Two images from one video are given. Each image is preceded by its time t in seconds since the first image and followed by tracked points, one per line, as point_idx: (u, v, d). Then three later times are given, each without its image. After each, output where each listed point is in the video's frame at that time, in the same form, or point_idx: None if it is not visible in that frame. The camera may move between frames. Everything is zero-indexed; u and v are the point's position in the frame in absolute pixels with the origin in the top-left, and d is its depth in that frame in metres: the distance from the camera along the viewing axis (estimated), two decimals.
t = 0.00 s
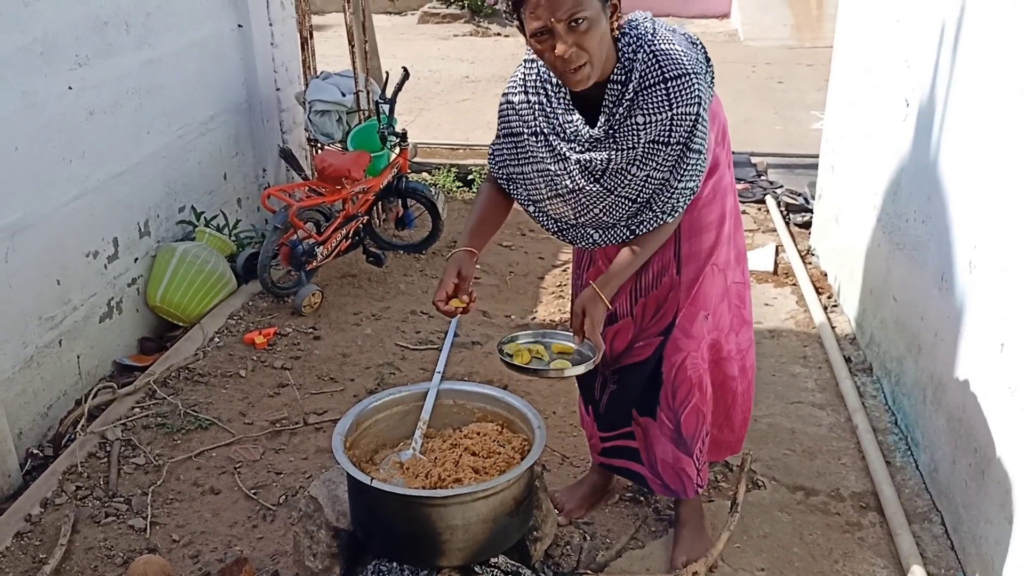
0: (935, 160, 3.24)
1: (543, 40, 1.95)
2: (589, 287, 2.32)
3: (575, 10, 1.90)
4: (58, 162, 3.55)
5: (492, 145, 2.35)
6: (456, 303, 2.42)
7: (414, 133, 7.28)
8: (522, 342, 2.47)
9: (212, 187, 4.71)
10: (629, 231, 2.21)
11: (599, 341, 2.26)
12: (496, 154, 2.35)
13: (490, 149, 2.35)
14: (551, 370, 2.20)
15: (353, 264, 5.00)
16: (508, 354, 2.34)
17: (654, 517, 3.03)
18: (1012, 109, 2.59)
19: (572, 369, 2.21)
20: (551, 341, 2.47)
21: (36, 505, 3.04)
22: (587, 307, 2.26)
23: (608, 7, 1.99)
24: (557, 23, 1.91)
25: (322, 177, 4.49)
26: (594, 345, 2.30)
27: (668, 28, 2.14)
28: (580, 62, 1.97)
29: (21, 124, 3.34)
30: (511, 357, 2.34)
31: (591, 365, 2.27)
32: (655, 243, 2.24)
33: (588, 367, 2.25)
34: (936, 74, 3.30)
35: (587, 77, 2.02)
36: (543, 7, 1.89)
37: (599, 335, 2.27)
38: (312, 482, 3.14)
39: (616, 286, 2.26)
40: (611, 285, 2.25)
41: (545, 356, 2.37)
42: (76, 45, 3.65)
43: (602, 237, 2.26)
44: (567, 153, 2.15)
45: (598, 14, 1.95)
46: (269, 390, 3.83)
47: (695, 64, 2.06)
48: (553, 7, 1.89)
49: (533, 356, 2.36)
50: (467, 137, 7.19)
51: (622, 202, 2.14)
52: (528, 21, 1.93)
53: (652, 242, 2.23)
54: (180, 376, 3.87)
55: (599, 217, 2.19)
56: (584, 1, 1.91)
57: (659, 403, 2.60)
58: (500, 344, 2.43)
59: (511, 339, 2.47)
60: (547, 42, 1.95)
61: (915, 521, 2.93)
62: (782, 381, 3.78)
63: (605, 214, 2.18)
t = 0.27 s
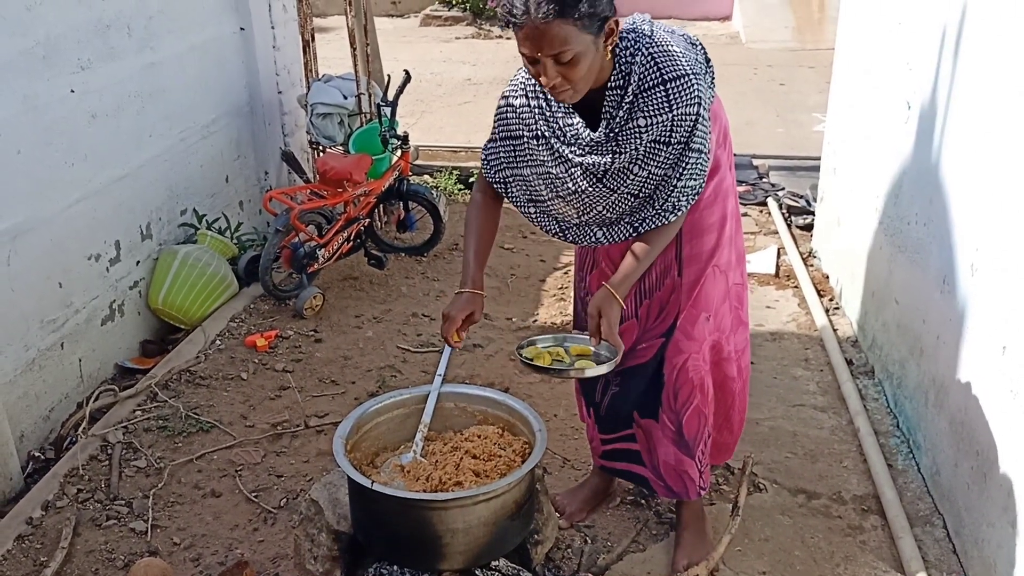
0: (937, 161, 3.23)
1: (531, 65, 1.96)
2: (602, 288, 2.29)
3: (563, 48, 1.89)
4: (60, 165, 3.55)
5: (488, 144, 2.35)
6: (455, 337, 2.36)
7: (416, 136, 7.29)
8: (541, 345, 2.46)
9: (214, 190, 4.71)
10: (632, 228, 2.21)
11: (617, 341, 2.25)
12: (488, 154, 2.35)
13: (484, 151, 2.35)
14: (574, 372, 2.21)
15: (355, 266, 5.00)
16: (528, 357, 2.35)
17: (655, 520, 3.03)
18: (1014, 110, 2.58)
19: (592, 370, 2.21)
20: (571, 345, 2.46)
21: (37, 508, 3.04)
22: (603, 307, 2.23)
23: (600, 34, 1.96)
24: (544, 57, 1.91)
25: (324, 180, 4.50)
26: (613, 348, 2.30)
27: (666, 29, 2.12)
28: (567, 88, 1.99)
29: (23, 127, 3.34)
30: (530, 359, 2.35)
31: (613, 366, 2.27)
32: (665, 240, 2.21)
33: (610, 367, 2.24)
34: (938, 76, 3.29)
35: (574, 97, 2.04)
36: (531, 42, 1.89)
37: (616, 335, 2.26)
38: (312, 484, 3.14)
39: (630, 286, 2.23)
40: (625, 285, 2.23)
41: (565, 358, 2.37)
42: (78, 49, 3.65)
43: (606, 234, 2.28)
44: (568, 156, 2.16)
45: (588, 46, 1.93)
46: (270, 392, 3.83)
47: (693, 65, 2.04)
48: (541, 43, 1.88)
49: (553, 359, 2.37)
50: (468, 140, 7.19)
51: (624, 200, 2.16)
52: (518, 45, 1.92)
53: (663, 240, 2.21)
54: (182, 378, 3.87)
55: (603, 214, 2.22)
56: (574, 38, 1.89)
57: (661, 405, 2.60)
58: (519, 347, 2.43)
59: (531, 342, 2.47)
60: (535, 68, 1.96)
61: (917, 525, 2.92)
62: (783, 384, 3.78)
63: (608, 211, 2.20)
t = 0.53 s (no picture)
0: (936, 162, 3.23)
1: (522, 87, 1.98)
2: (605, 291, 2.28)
3: (547, 82, 1.90)
4: (58, 167, 3.55)
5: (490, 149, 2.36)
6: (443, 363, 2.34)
7: (415, 138, 7.29)
8: (547, 348, 2.49)
9: (213, 193, 4.71)
10: (634, 233, 2.21)
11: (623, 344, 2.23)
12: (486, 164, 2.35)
13: (483, 158, 2.34)
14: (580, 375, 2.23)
15: (354, 269, 5.00)
16: (534, 359, 2.37)
17: (654, 523, 3.02)
18: (1014, 111, 2.58)
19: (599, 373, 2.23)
20: (577, 348, 2.49)
21: (35, 512, 3.03)
22: (609, 311, 2.22)
23: (590, 66, 1.94)
24: (529, 86, 1.92)
25: (323, 183, 4.50)
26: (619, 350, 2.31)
27: (664, 33, 2.11)
28: (553, 112, 2.01)
29: (22, 130, 3.34)
30: (536, 361, 2.37)
31: (619, 369, 2.29)
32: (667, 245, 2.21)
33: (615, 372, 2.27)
34: (937, 78, 3.27)
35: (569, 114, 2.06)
36: (517, 72, 1.90)
37: (622, 339, 2.25)
38: (311, 488, 3.14)
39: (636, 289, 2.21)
40: (630, 288, 2.21)
41: (572, 362, 2.40)
42: (77, 51, 3.65)
43: (608, 240, 2.27)
44: (569, 162, 2.16)
45: (575, 79, 1.92)
46: (269, 395, 3.83)
47: (692, 69, 2.03)
48: (525, 75, 1.89)
49: (560, 361, 2.39)
50: (467, 142, 7.19)
51: (626, 206, 2.16)
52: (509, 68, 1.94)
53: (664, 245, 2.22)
54: (180, 382, 3.87)
55: (606, 220, 2.22)
56: (559, 74, 1.89)
57: (663, 407, 2.60)
58: (524, 350, 2.45)
59: (537, 345, 2.49)
60: (524, 92, 1.98)
61: (917, 527, 2.92)
62: (783, 386, 3.77)
63: (611, 216, 2.21)
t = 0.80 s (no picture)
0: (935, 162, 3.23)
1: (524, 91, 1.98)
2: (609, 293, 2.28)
3: (547, 85, 1.89)
4: (57, 167, 3.55)
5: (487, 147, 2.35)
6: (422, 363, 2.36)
7: (415, 138, 7.29)
8: (549, 350, 2.47)
9: (212, 193, 4.71)
10: (633, 231, 2.22)
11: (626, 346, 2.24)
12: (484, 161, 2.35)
13: (481, 155, 2.34)
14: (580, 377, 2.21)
15: (354, 269, 4.99)
16: (535, 362, 2.35)
17: (654, 522, 3.02)
18: (1014, 111, 2.57)
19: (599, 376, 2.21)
20: (579, 349, 2.47)
21: (34, 512, 3.03)
22: (611, 314, 2.23)
23: (592, 69, 1.93)
24: (529, 90, 1.92)
25: (322, 183, 4.50)
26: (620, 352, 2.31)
27: (670, 36, 2.11)
28: (556, 117, 2.00)
29: (21, 130, 3.34)
30: (538, 364, 2.35)
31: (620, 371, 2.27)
32: (668, 250, 2.22)
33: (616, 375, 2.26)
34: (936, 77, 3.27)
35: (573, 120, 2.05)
36: (517, 76, 1.90)
37: (623, 341, 2.26)
38: (310, 488, 3.13)
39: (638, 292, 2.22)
40: (632, 290, 2.21)
41: (573, 364, 2.37)
42: (76, 51, 3.65)
43: (605, 236, 2.28)
44: (571, 164, 2.17)
45: (577, 82, 1.92)
46: (268, 396, 3.83)
47: (698, 74, 2.03)
48: (525, 78, 1.89)
49: (561, 363, 2.37)
50: (467, 142, 7.19)
51: (627, 208, 2.17)
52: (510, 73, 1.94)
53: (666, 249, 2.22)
54: (180, 382, 3.87)
55: (605, 221, 2.23)
56: (559, 76, 1.88)
57: (665, 408, 2.61)
58: (526, 352, 2.44)
59: (538, 348, 2.48)
60: (527, 96, 1.98)
61: (916, 526, 2.92)
62: (782, 385, 3.77)
63: (610, 218, 2.21)
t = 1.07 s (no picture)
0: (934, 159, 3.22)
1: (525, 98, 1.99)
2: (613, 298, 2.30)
3: (548, 93, 1.90)
4: (56, 166, 3.55)
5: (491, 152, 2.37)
6: (467, 358, 2.39)
7: (414, 137, 7.29)
8: (552, 354, 2.48)
9: (211, 192, 4.71)
10: (637, 236, 2.22)
11: (629, 352, 2.27)
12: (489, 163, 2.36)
13: (484, 155, 2.35)
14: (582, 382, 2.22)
15: (353, 267, 4.99)
16: (538, 367, 2.37)
17: (653, 520, 3.02)
18: (1012, 110, 2.57)
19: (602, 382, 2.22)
20: (582, 353, 2.48)
21: (34, 511, 3.03)
22: (614, 319, 2.25)
23: (593, 76, 1.94)
24: (530, 98, 1.93)
25: (320, 182, 4.50)
26: (623, 358, 2.32)
27: (671, 38, 2.10)
28: (557, 123, 2.01)
29: (19, 128, 3.34)
30: (540, 368, 2.37)
31: (623, 377, 2.28)
32: (672, 254, 2.22)
33: (619, 380, 2.26)
34: (935, 76, 3.27)
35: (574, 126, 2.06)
36: (519, 83, 1.91)
37: (627, 346, 2.29)
38: (309, 486, 3.13)
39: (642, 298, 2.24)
40: (636, 296, 2.23)
41: (576, 369, 2.39)
42: (74, 50, 3.65)
43: (610, 239, 2.29)
44: (573, 169, 2.17)
45: (579, 89, 1.92)
46: (267, 394, 3.82)
47: (699, 78, 2.03)
48: (526, 87, 1.90)
49: (564, 368, 2.39)
50: (466, 140, 7.19)
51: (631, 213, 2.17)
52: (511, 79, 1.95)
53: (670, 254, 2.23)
54: (179, 380, 3.87)
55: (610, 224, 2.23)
56: (560, 85, 1.89)
57: (665, 406, 2.61)
58: (529, 355, 2.45)
59: (541, 351, 2.49)
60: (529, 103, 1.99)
61: (915, 524, 2.92)
62: (782, 383, 3.77)
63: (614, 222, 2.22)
